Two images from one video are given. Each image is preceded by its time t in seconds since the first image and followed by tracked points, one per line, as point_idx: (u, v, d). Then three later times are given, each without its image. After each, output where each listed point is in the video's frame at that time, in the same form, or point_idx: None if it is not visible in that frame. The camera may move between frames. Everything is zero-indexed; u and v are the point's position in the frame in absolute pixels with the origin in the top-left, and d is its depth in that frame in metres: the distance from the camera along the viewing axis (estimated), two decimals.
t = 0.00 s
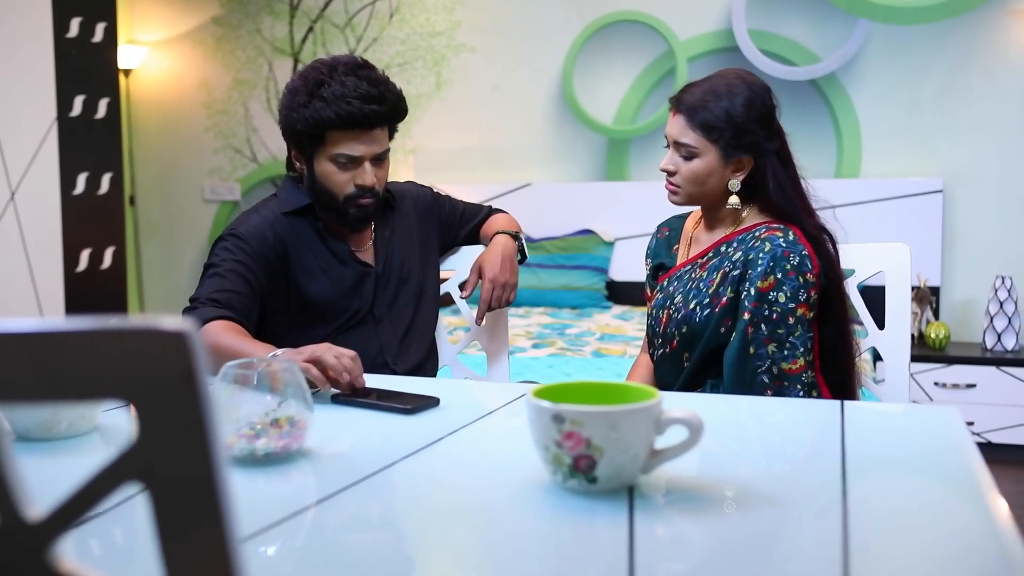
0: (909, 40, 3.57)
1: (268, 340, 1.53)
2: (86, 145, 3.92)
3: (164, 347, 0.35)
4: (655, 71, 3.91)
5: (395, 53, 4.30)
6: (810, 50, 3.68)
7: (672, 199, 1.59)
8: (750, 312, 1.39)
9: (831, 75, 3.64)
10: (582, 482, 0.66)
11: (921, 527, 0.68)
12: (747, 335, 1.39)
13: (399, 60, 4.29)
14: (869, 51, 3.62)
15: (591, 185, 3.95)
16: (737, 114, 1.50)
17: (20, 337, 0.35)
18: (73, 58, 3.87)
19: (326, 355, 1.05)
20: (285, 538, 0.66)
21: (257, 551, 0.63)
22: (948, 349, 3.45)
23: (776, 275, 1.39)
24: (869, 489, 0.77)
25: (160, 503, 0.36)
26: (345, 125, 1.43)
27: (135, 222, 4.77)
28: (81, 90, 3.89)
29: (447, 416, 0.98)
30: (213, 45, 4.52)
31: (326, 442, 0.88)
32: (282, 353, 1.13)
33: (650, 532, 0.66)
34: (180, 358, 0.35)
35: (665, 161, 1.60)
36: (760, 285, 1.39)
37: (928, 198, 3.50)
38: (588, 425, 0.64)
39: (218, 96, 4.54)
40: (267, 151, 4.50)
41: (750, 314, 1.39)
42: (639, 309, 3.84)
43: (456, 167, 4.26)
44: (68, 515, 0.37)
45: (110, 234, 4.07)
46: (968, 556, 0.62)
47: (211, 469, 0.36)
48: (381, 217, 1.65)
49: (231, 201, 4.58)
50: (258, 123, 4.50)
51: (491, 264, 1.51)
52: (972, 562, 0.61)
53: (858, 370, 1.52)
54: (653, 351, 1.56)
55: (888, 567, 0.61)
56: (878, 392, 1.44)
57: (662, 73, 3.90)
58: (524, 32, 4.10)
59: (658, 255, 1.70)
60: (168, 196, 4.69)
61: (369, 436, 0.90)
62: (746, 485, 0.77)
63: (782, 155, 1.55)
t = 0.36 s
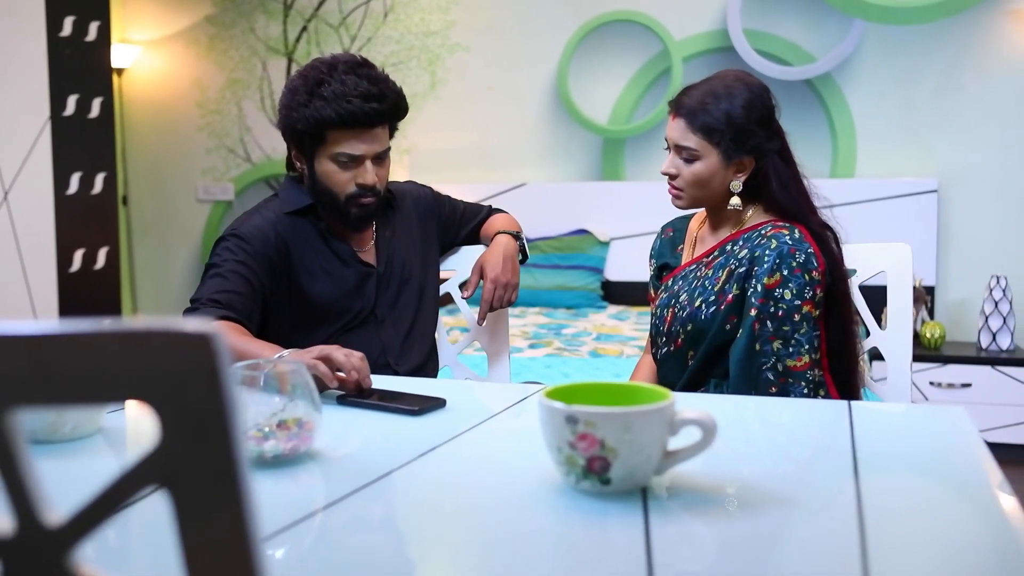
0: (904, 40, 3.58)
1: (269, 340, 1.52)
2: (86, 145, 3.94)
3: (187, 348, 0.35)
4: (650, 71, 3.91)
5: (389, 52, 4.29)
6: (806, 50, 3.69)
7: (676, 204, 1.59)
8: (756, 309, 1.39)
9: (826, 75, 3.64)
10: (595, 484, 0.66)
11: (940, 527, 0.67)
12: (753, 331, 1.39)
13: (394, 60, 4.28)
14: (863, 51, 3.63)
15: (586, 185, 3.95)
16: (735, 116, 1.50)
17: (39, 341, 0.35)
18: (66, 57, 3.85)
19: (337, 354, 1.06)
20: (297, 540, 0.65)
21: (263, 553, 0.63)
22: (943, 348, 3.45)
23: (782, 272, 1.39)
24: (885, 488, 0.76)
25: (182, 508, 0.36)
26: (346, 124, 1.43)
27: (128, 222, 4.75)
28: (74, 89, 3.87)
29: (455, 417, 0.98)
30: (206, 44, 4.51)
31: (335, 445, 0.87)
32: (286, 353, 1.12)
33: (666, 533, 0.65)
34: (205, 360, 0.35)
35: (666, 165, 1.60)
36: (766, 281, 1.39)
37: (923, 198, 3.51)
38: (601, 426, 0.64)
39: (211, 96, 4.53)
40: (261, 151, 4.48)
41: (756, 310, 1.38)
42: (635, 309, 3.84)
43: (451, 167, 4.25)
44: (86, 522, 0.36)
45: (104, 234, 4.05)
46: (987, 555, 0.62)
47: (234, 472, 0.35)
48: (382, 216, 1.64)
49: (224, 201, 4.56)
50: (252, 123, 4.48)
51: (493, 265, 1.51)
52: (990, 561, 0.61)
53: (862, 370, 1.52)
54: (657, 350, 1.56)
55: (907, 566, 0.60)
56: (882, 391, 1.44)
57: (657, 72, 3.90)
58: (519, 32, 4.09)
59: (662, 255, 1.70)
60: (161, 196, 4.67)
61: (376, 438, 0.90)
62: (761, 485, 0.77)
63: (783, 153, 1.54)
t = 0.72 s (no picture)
0: (896, 41, 3.59)
1: (269, 341, 1.52)
2: (76, 144, 3.92)
3: (211, 350, 0.34)
4: (643, 71, 3.91)
5: (382, 52, 4.28)
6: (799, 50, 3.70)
7: (675, 207, 1.59)
8: (758, 309, 1.39)
9: (819, 75, 3.65)
10: (607, 485, 0.66)
11: (953, 527, 0.67)
12: (755, 331, 1.38)
13: (386, 60, 4.27)
14: (856, 52, 3.64)
15: (579, 185, 3.95)
16: (731, 116, 1.50)
17: (60, 344, 0.34)
18: (57, 56, 3.83)
19: (323, 348, 1.03)
20: (307, 544, 0.64)
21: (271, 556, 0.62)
22: (936, 348, 3.47)
23: (783, 272, 1.39)
24: (896, 488, 0.76)
25: (205, 512, 0.35)
26: (346, 123, 1.42)
27: (118, 222, 4.72)
28: (65, 89, 3.84)
29: (458, 418, 0.97)
30: (197, 44, 4.48)
31: (341, 447, 0.86)
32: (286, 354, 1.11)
33: (679, 534, 0.65)
34: (230, 363, 0.34)
35: (664, 168, 1.60)
36: (767, 282, 1.39)
37: (916, 198, 3.52)
38: (614, 427, 0.63)
39: (202, 95, 4.51)
40: (253, 151, 4.47)
41: (758, 310, 1.38)
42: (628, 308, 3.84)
43: (443, 167, 4.25)
44: (107, 528, 0.36)
45: (95, 235, 4.03)
46: (1003, 554, 0.61)
47: (258, 475, 0.35)
48: (381, 216, 1.63)
49: (215, 201, 4.54)
50: (243, 123, 4.46)
51: (493, 265, 1.51)
52: (1008, 559, 0.60)
53: (862, 370, 1.52)
54: (658, 351, 1.56)
55: (924, 566, 0.60)
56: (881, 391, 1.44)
57: (650, 73, 3.90)
58: (512, 32, 4.09)
59: (661, 256, 1.70)
60: (152, 196, 4.64)
61: (381, 440, 0.89)
62: (774, 486, 0.76)
63: (781, 153, 1.54)
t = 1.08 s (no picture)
0: (889, 41, 3.60)
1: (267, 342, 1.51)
2: (68, 144, 3.88)
3: (236, 352, 0.34)
4: (636, 71, 3.91)
5: (374, 51, 4.26)
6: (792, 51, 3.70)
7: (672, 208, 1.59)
8: (760, 310, 1.39)
9: (812, 75, 3.66)
10: (620, 487, 0.65)
11: (966, 526, 0.67)
12: (757, 333, 1.39)
13: (379, 59, 4.25)
14: (849, 52, 3.65)
15: (573, 185, 3.94)
16: (727, 116, 1.50)
17: (80, 347, 0.34)
18: (48, 55, 3.79)
19: (343, 358, 1.01)
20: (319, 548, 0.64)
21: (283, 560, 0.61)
22: (929, 347, 3.48)
23: (784, 273, 1.39)
24: (904, 488, 0.76)
25: (229, 516, 0.35)
26: (348, 123, 1.41)
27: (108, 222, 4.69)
28: (56, 88, 3.81)
29: (463, 420, 0.97)
30: (189, 43, 4.46)
31: (348, 451, 0.86)
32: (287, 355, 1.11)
33: (693, 536, 0.64)
34: (255, 366, 0.34)
35: (660, 169, 1.59)
36: (768, 283, 1.39)
37: (909, 198, 3.53)
38: (627, 429, 0.63)
39: (193, 95, 4.49)
40: (244, 151, 4.44)
41: (760, 312, 1.38)
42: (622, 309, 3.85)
43: (436, 167, 4.24)
44: (127, 534, 0.35)
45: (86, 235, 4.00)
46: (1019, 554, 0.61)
47: (283, 479, 0.34)
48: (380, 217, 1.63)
49: (207, 201, 4.52)
50: (235, 122, 4.44)
51: (493, 265, 1.50)
52: None
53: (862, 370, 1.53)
54: (658, 353, 1.56)
55: (943, 565, 0.60)
56: (882, 391, 1.44)
57: (643, 73, 3.90)
58: (505, 32, 4.08)
59: (660, 257, 1.70)
60: (143, 196, 4.62)
61: (387, 442, 0.88)
62: (782, 486, 0.76)
63: (778, 153, 1.54)
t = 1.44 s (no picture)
0: (883, 42, 3.61)
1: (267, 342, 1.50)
2: (60, 144, 3.85)
3: (266, 355, 0.33)
4: (630, 71, 3.91)
5: (367, 51, 4.25)
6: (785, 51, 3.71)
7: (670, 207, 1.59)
8: (764, 310, 1.39)
9: (805, 75, 3.67)
10: (634, 489, 0.65)
11: (984, 526, 0.67)
12: (761, 333, 1.39)
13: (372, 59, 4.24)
14: (842, 52, 3.66)
15: (566, 184, 3.94)
16: (727, 116, 1.49)
17: (104, 348, 0.33)
18: (39, 55, 3.76)
19: (346, 358, 1.00)
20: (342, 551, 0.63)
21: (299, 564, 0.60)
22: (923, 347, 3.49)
23: (788, 274, 1.39)
24: (917, 488, 0.76)
25: (258, 521, 0.34)
26: (350, 122, 1.41)
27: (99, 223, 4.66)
28: (48, 88, 3.78)
29: (468, 421, 0.96)
30: (180, 43, 4.44)
31: (355, 453, 0.85)
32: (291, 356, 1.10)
33: (711, 537, 0.64)
34: (285, 368, 0.33)
35: (660, 168, 1.59)
36: (772, 284, 1.39)
37: (903, 198, 3.55)
38: (642, 430, 0.62)
39: (185, 94, 4.46)
40: (237, 151, 4.43)
41: (764, 312, 1.38)
42: (616, 309, 3.85)
43: (430, 167, 4.23)
44: (153, 540, 0.35)
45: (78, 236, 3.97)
46: None
47: (313, 482, 0.34)
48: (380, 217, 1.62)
49: (198, 201, 4.50)
50: (227, 122, 4.42)
51: (494, 265, 1.50)
52: None
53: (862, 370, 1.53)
54: (660, 354, 1.56)
55: (962, 564, 0.60)
56: (883, 391, 1.44)
57: (637, 72, 3.90)
58: (497, 32, 4.07)
59: (660, 258, 1.70)
60: (134, 196, 4.59)
61: (395, 444, 0.88)
62: (794, 486, 0.76)
63: (777, 152, 1.54)
